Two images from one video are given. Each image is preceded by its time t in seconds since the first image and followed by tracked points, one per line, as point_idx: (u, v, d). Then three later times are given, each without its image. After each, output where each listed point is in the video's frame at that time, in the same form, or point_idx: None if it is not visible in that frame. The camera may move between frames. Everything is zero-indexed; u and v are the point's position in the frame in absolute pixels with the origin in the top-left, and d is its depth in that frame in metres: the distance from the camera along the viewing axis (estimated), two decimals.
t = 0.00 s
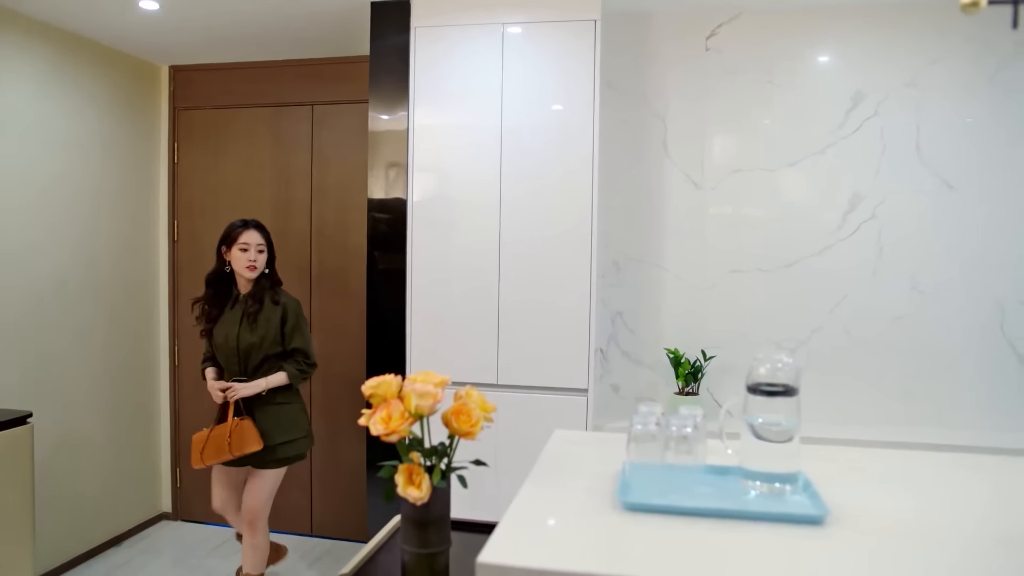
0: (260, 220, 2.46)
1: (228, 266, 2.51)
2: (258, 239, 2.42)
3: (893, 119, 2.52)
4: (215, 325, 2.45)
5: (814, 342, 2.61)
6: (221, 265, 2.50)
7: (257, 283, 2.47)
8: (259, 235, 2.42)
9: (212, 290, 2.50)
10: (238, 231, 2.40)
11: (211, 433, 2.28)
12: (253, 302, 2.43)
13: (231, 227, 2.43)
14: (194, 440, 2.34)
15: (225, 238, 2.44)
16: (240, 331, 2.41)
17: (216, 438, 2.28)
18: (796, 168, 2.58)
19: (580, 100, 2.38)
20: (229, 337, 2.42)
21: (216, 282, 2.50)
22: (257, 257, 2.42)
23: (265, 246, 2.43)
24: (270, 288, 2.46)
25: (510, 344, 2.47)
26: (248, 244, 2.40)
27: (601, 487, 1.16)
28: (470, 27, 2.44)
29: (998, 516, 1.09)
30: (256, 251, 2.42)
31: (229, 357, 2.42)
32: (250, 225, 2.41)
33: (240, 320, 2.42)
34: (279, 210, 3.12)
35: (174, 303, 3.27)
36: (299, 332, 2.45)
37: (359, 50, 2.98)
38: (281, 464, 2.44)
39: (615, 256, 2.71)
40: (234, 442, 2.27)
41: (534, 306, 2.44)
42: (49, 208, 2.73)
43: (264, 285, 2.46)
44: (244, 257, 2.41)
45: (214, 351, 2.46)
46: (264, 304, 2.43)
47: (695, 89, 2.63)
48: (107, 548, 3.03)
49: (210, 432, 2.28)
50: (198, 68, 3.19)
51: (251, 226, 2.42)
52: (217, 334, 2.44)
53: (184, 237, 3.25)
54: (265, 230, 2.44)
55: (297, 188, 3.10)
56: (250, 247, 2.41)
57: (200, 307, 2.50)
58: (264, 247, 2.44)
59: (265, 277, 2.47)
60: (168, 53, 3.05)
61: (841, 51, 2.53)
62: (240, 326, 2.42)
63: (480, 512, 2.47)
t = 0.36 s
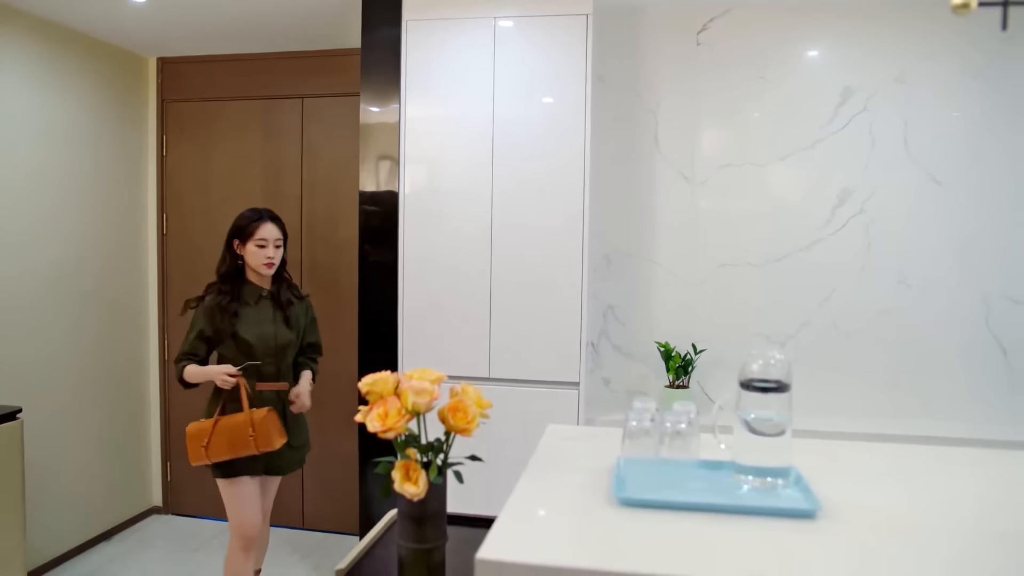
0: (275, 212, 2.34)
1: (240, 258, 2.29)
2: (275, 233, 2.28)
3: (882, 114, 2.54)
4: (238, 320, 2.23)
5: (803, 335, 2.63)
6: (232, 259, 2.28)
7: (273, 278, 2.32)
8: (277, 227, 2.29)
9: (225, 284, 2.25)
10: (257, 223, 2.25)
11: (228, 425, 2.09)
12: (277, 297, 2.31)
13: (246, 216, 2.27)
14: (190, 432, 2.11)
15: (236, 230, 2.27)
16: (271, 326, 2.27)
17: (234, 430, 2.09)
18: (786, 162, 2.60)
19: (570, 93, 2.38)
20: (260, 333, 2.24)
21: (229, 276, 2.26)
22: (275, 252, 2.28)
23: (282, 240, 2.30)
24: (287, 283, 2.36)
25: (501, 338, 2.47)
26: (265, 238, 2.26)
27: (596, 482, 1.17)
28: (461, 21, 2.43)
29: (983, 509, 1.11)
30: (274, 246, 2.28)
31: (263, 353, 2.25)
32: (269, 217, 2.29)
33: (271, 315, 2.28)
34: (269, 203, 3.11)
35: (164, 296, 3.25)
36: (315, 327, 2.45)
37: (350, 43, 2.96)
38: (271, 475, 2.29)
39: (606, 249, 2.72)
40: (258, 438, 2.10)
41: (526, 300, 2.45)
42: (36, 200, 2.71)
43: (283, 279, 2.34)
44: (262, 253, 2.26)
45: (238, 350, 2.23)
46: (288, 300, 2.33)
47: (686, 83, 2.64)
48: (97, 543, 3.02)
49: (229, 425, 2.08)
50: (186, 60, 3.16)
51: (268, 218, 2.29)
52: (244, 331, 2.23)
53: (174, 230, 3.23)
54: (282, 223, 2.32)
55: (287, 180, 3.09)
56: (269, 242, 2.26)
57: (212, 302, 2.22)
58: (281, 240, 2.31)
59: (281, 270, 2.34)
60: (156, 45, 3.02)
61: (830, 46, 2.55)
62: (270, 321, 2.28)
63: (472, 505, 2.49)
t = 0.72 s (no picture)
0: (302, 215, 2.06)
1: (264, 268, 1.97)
2: (305, 239, 2.00)
3: (861, 116, 2.58)
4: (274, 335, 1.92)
5: (783, 333, 2.67)
6: (256, 270, 1.97)
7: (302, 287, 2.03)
8: (306, 233, 2.00)
9: (252, 298, 1.93)
10: (283, 229, 1.96)
11: (276, 432, 1.63)
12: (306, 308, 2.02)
13: (269, 221, 1.98)
14: (229, 445, 1.65)
15: (258, 237, 1.97)
16: (308, 340, 1.98)
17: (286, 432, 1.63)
18: (767, 162, 2.63)
19: (553, 92, 2.39)
20: (300, 347, 1.95)
21: (255, 288, 1.94)
22: (304, 261, 1.99)
23: (311, 248, 2.01)
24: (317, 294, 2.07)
25: (487, 337, 2.48)
26: (295, 246, 1.97)
27: (584, 481, 1.19)
28: (446, 20, 2.43)
29: (958, 506, 1.15)
30: (304, 255, 1.99)
31: (307, 368, 1.94)
32: (298, 222, 2.01)
33: (305, 327, 1.99)
34: (251, 202, 3.09)
35: (145, 296, 3.22)
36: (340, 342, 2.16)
37: (334, 41, 2.95)
38: (318, 501, 1.97)
39: (590, 248, 2.74)
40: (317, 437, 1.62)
41: (511, 300, 2.46)
42: (13, 199, 2.67)
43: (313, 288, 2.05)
44: (290, 262, 1.97)
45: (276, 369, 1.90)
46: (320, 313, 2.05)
47: (669, 85, 2.67)
48: (77, 545, 2.99)
49: (279, 428, 1.63)
50: (167, 57, 3.13)
51: (296, 223, 2.00)
52: (283, 346, 1.92)
53: (155, 229, 3.19)
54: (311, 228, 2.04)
55: (270, 179, 3.07)
56: (298, 250, 1.98)
57: (242, 320, 1.90)
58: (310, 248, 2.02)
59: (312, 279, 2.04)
60: (136, 42, 2.99)
61: (810, 49, 2.58)
62: (306, 334, 1.99)
63: (457, 504, 2.50)
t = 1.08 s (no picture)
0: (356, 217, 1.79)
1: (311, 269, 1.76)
2: (359, 247, 1.75)
3: (824, 121, 2.65)
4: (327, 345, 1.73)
5: (750, 332, 2.73)
6: (303, 273, 1.75)
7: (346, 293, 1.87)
8: (362, 239, 1.76)
9: (300, 304, 1.73)
10: (339, 234, 1.71)
11: (330, 460, 1.46)
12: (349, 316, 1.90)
13: (322, 223, 1.73)
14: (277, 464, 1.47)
15: (310, 240, 1.73)
16: (354, 350, 1.82)
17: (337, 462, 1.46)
18: (733, 165, 2.69)
19: (522, 95, 2.41)
20: (350, 358, 1.78)
21: (305, 294, 1.74)
22: (355, 270, 1.76)
23: (364, 256, 1.78)
24: (358, 302, 1.93)
25: (459, 338, 2.50)
26: (349, 255, 1.72)
27: (563, 479, 1.21)
28: (417, 21, 2.43)
29: (917, 497, 1.20)
30: (357, 263, 1.75)
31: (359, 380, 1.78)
32: (353, 227, 1.75)
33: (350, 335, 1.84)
34: (220, 204, 3.06)
35: (110, 298, 3.17)
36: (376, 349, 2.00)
37: (305, 42, 2.93)
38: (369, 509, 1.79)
39: (561, 249, 2.77)
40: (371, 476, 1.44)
41: (484, 300, 2.48)
42: None
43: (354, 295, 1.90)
44: (341, 271, 1.73)
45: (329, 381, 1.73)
46: (359, 320, 1.93)
47: (638, 89, 2.71)
48: (42, 553, 2.93)
49: (331, 457, 1.46)
50: (132, 56, 3.09)
51: (352, 227, 1.75)
52: (338, 357, 1.74)
53: (120, 231, 3.15)
54: (367, 233, 1.78)
55: (239, 180, 3.05)
56: (351, 258, 1.73)
57: (293, 328, 1.70)
58: (364, 255, 1.78)
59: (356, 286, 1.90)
60: (100, 40, 2.94)
61: (775, 54, 2.65)
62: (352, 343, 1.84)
63: (431, 504, 2.51)
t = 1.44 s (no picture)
0: (418, 216, 1.79)
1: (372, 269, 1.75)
2: (417, 247, 1.75)
3: (773, 124, 2.74)
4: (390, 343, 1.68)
5: (703, 329, 2.81)
6: (366, 272, 1.75)
7: (410, 292, 1.86)
8: (422, 239, 1.75)
9: (363, 301, 1.70)
10: (396, 234, 1.71)
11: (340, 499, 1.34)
12: (412, 315, 1.88)
13: (383, 222, 1.73)
14: (293, 482, 1.39)
15: (370, 239, 1.73)
16: (414, 349, 1.79)
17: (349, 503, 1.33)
18: (687, 167, 2.76)
19: (480, 96, 2.42)
20: (412, 358, 1.74)
21: (367, 291, 1.72)
22: (414, 270, 1.75)
23: (423, 256, 1.78)
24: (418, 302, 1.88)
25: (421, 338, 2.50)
26: (406, 254, 1.72)
27: (529, 473, 1.24)
28: (376, 20, 2.41)
29: (861, 482, 1.27)
30: (416, 263, 1.75)
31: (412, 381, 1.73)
32: (413, 226, 1.74)
33: (410, 334, 1.81)
34: (173, 204, 3.01)
35: (58, 301, 3.08)
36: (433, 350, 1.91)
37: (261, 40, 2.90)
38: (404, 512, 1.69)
39: (519, 249, 2.80)
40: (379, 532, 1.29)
41: (444, 300, 2.49)
42: None
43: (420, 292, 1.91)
44: (399, 271, 1.73)
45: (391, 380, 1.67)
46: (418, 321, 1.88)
47: (595, 91, 2.76)
48: None
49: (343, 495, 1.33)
50: (81, 52, 3.01)
51: (412, 226, 1.75)
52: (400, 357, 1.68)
53: (68, 231, 3.06)
54: (427, 233, 1.77)
55: (193, 179, 3.00)
56: (409, 258, 1.73)
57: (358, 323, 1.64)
58: (422, 255, 1.77)
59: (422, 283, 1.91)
60: (46, 35, 2.85)
61: (726, 58, 2.72)
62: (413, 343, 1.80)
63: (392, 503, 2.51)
